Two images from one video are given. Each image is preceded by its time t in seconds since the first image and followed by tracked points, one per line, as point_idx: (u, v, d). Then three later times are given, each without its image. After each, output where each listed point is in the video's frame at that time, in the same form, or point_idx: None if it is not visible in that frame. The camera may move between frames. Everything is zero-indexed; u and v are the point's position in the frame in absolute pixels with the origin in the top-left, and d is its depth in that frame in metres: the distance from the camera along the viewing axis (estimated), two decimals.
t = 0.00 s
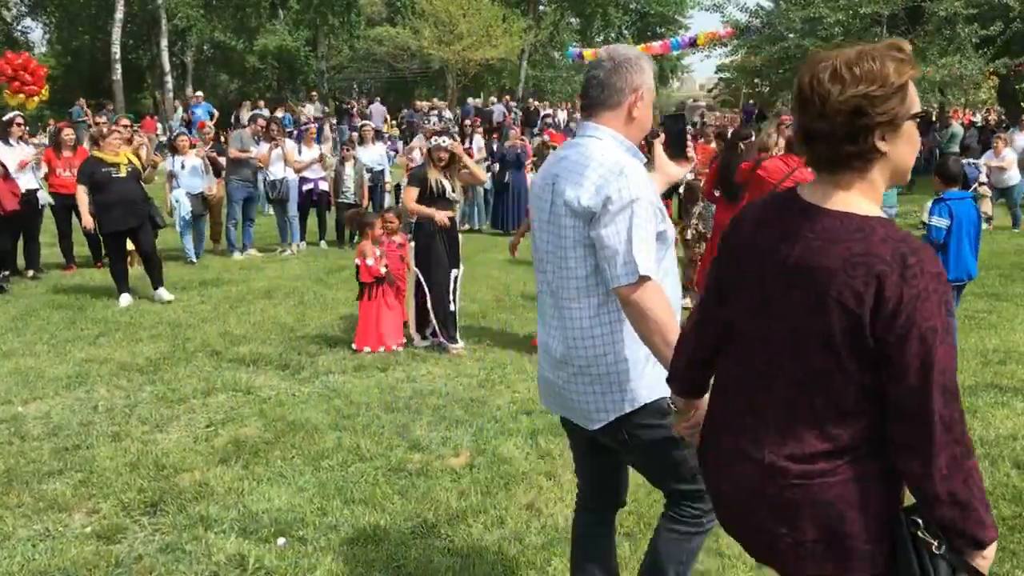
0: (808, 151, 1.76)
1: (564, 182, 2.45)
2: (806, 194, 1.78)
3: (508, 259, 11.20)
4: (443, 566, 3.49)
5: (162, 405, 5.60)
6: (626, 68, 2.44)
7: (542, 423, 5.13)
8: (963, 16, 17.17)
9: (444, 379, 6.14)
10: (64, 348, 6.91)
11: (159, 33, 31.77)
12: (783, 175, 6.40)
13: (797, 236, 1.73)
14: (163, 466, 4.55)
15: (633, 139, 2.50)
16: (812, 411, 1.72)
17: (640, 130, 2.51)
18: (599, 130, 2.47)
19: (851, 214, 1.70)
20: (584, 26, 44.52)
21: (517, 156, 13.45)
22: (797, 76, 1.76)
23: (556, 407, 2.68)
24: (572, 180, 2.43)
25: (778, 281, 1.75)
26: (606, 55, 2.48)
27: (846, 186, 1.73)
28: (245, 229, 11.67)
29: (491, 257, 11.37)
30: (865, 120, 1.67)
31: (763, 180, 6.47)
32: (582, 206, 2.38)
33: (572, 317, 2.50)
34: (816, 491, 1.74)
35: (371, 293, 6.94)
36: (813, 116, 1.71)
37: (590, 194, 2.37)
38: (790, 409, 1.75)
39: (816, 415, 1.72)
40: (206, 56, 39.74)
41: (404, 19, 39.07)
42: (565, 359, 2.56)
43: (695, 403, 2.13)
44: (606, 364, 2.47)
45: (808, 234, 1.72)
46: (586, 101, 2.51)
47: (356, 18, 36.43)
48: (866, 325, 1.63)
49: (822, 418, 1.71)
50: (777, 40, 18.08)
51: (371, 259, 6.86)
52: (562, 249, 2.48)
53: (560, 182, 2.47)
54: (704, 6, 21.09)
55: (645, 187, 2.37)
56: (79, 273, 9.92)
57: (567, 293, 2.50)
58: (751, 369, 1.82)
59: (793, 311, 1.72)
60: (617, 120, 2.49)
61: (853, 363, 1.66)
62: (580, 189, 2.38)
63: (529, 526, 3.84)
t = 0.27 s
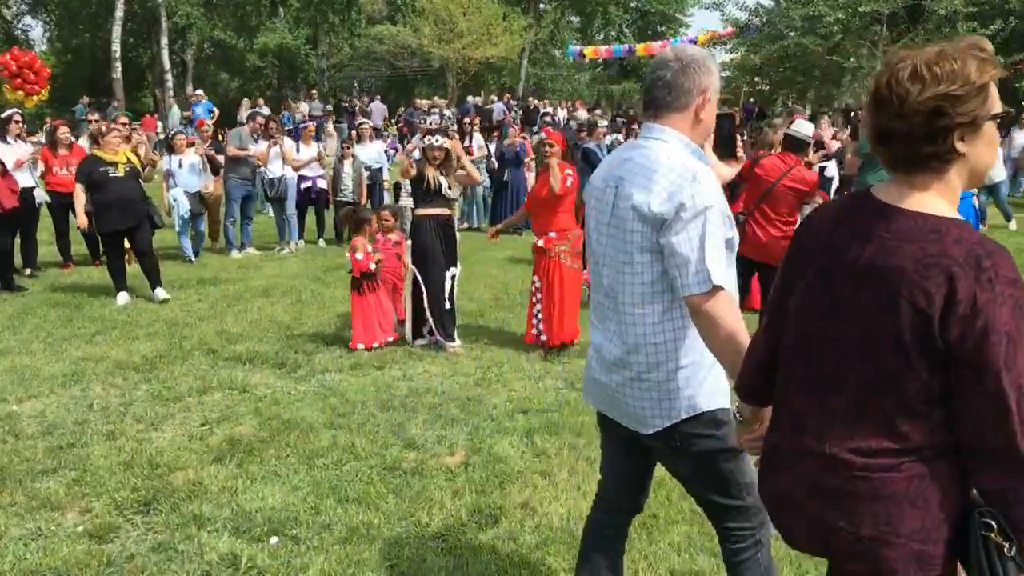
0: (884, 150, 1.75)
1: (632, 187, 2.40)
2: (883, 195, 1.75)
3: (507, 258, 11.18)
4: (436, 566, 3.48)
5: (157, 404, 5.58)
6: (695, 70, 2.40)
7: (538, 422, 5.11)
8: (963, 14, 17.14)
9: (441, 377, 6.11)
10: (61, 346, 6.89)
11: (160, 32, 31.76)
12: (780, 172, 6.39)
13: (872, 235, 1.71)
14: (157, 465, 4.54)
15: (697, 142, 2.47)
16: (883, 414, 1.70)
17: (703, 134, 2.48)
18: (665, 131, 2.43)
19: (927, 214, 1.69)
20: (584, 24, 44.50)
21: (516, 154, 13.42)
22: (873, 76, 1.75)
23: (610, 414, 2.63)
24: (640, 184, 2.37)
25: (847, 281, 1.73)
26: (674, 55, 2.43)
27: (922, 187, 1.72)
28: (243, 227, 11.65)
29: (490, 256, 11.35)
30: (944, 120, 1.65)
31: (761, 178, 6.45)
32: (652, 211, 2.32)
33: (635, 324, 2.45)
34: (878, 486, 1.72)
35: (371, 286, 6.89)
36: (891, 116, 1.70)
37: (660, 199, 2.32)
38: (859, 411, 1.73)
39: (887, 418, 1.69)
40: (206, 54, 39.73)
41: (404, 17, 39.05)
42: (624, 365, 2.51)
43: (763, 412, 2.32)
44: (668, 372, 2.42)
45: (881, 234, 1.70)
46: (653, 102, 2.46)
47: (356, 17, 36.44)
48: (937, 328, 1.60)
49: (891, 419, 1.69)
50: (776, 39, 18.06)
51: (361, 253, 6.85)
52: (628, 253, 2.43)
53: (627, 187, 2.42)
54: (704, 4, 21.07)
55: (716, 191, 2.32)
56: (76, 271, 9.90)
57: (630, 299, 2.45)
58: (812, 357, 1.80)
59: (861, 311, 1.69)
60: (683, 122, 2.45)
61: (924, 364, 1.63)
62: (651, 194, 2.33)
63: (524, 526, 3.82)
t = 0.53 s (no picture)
0: (961, 154, 1.85)
1: (727, 188, 2.34)
2: (959, 200, 1.85)
3: (506, 258, 11.19)
4: (431, 566, 3.48)
5: (155, 403, 5.58)
6: (787, 67, 2.38)
7: (535, 422, 5.11)
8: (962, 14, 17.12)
9: (439, 377, 6.11)
10: (59, 346, 6.90)
11: (160, 31, 31.76)
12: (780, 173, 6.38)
13: (951, 240, 1.78)
14: (154, 465, 4.54)
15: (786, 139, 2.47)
16: (975, 413, 1.77)
17: (791, 131, 2.48)
18: (756, 130, 2.40)
19: (1006, 215, 1.78)
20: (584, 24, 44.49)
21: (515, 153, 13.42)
22: (947, 85, 1.86)
23: (688, 415, 2.61)
24: (736, 185, 2.32)
25: (931, 286, 1.79)
26: (764, 52, 2.39)
27: (997, 190, 1.82)
28: (242, 226, 11.66)
29: (489, 256, 11.35)
30: (1017, 128, 1.77)
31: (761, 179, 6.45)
32: (752, 214, 2.27)
33: (725, 328, 2.42)
34: (974, 487, 1.79)
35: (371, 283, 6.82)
36: (968, 122, 1.81)
37: (761, 202, 2.26)
38: (950, 413, 1.79)
39: (979, 417, 1.76)
40: (206, 54, 39.73)
41: (404, 17, 39.05)
42: (709, 367, 2.48)
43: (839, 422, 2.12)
44: (757, 379, 2.39)
45: (962, 240, 1.77)
46: (742, 99, 2.44)
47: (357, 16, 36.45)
48: None
49: (981, 418, 1.76)
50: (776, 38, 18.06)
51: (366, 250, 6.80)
52: (721, 256, 2.38)
53: (722, 186, 2.37)
54: (703, 4, 21.06)
55: (814, 193, 2.30)
56: (75, 271, 9.90)
57: (721, 302, 2.41)
58: (888, 361, 1.89)
59: (935, 315, 1.79)
60: (773, 120, 2.43)
61: (1010, 359, 1.74)
62: (751, 197, 2.28)
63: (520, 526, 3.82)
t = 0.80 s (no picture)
0: None
1: (800, 181, 2.33)
2: None
3: (506, 258, 11.19)
4: (431, 566, 3.48)
5: (155, 403, 5.58)
6: (857, 61, 2.38)
7: (536, 422, 5.11)
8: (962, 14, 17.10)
9: (439, 377, 6.12)
10: (59, 346, 6.90)
11: (160, 31, 31.73)
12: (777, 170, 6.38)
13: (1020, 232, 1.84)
14: (154, 465, 4.54)
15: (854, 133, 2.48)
16: None
17: (859, 127, 2.49)
18: (825, 124, 2.40)
19: None
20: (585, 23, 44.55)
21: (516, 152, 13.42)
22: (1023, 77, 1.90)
23: (743, 409, 2.59)
24: (811, 179, 2.31)
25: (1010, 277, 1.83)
26: (835, 45, 2.39)
27: None
28: (243, 226, 11.67)
29: (489, 255, 11.35)
30: None
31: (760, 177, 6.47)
32: (829, 208, 2.27)
33: (794, 323, 2.40)
34: None
35: (375, 280, 6.83)
36: None
37: (838, 196, 2.26)
38: None
39: None
40: (206, 53, 39.71)
41: (405, 16, 39.03)
42: (771, 362, 2.46)
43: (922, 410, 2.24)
44: (827, 374, 2.39)
45: None
46: (812, 93, 2.44)
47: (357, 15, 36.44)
48: None
49: None
50: (776, 38, 18.04)
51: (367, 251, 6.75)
52: (793, 250, 2.36)
53: (795, 179, 2.35)
54: (704, 4, 21.04)
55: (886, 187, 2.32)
56: (76, 271, 9.91)
57: (792, 297, 2.40)
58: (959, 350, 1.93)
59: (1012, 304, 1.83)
60: (843, 114, 2.43)
61: None
62: (828, 192, 2.27)
63: (520, 526, 3.82)
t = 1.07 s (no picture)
0: None
1: (855, 188, 2.40)
2: None
3: (507, 257, 11.20)
4: (432, 566, 3.48)
5: (157, 403, 5.59)
6: (907, 69, 2.43)
7: (537, 421, 5.11)
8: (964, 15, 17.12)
9: (440, 377, 6.13)
10: (61, 345, 6.91)
11: (162, 31, 31.74)
12: (777, 172, 6.38)
13: None
14: (155, 464, 4.54)
15: (906, 138, 2.53)
16: None
17: (909, 132, 2.55)
18: (877, 131, 2.47)
19: None
20: (586, 23, 44.57)
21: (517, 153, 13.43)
22: None
23: (800, 414, 2.65)
24: (865, 185, 2.38)
25: None
26: (884, 53, 2.45)
27: None
28: (244, 226, 11.68)
29: (490, 255, 11.36)
30: None
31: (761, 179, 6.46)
32: (884, 213, 2.34)
33: (850, 327, 2.46)
34: None
35: (374, 284, 6.81)
36: None
37: (894, 201, 2.33)
38: None
39: None
40: (208, 53, 39.73)
41: (406, 16, 39.06)
42: (827, 366, 2.52)
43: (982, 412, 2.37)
44: (883, 376, 2.45)
45: None
46: (861, 101, 2.50)
47: (359, 15, 36.45)
48: None
49: None
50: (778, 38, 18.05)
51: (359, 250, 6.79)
52: (847, 255, 2.43)
53: (847, 186, 2.43)
54: (705, 4, 21.05)
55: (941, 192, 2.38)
56: (77, 270, 9.91)
57: (846, 302, 2.46)
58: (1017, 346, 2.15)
59: None
60: (894, 121, 2.49)
61: None
62: (882, 197, 2.34)
63: (521, 525, 3.82)
